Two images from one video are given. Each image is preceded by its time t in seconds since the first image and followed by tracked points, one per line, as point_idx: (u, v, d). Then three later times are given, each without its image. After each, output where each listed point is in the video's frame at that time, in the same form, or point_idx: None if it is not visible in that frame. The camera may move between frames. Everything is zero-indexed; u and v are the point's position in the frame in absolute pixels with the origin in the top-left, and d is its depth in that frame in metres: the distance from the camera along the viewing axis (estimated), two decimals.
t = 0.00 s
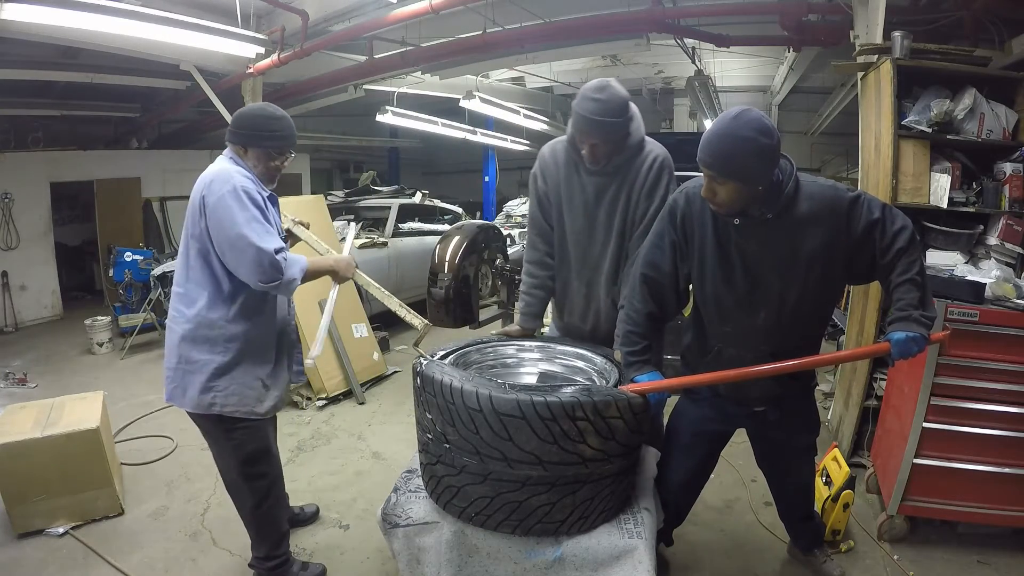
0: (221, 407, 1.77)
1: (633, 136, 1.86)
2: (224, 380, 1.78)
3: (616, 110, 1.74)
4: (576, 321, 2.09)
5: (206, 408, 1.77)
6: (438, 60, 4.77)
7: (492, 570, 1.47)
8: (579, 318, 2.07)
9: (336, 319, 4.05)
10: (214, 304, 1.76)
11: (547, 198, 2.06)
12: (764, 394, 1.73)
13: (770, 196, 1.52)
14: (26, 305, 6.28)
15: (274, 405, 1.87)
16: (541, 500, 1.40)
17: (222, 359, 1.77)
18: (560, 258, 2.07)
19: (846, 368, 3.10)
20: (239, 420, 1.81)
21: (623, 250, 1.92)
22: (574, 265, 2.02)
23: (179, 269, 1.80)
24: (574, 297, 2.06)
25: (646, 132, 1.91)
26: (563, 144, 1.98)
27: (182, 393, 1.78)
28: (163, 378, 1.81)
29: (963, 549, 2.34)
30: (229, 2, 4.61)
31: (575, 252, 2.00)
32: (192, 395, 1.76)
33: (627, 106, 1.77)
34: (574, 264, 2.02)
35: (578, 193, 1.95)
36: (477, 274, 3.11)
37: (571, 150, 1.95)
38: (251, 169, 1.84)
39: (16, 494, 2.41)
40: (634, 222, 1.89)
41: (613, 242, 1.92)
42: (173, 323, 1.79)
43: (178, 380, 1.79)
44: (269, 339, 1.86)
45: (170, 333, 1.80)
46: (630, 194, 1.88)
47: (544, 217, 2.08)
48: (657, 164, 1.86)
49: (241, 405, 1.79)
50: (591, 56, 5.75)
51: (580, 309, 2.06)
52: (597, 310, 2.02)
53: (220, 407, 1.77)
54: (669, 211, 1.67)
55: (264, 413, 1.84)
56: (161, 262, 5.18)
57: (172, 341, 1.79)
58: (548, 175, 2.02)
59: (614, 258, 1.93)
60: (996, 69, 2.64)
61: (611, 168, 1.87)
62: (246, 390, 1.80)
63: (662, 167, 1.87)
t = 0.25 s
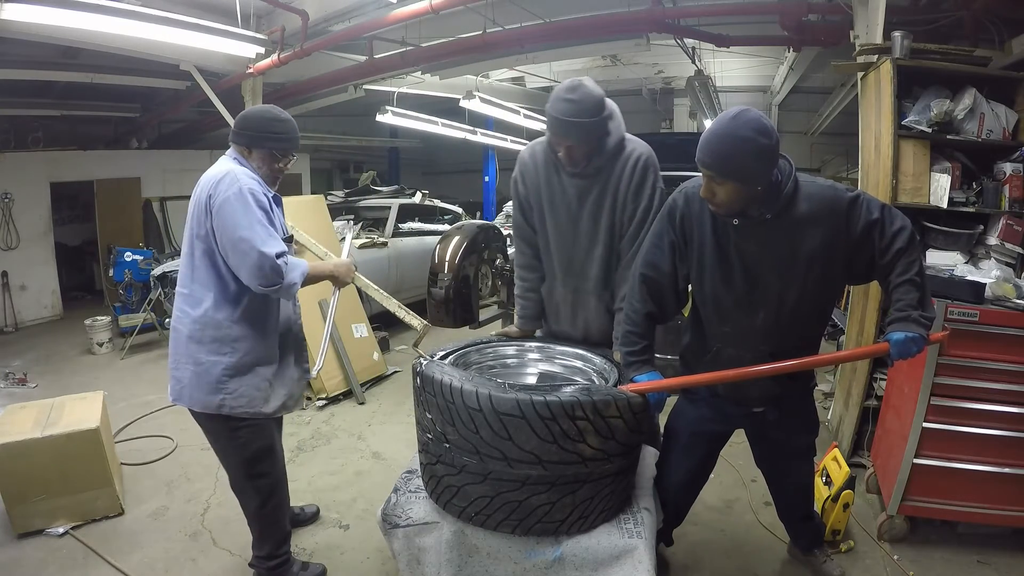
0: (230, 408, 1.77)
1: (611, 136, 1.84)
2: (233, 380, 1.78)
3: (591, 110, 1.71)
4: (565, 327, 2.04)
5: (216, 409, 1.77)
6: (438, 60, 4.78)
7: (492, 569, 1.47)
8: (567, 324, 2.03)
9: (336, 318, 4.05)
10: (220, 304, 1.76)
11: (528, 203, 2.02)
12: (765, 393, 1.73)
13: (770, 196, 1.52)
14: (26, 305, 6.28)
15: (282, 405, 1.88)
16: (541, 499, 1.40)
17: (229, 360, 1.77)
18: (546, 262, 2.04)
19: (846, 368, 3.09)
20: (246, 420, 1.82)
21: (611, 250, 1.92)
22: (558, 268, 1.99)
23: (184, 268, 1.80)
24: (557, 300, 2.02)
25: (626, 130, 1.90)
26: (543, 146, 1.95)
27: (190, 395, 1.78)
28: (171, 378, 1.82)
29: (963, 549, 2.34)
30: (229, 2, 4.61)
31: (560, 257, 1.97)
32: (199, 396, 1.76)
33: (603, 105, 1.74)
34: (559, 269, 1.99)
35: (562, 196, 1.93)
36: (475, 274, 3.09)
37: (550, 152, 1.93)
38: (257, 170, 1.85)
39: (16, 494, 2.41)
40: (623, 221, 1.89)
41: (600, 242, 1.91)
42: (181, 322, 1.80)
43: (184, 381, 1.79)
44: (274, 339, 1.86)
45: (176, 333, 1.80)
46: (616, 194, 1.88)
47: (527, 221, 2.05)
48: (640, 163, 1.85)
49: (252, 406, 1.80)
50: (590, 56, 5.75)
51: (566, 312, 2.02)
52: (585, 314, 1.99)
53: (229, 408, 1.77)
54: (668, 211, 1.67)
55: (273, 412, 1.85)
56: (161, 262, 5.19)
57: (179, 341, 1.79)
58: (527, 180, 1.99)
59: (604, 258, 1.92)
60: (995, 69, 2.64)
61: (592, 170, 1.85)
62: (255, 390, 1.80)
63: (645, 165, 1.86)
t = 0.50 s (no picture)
0: (239, 407, 1.78)
1: (592, 137, 1.78)
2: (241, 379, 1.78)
3: (564, 114, 1.65)
4: (563, 330, 2.04)
5: (225, 407, 1.78)
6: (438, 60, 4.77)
7: (492, 569, 1.47)
8: (562, 327, 2.03)
9: (336, 318, 4.06)
10: (225, 305, 1.76)
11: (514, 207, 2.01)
12: (766, 392, 1.73)
13: (769, 196, 1.51)
14: (26, 305, 6.28)
15: (290, 403, 1.89)
16: (540, 499, 1.40)
17: (236, 359, 1.77)
18: (535, 265, 2.03)
19: (846, 368, 3.09)
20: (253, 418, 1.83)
21: (601, 254, 1.89)
22: (546, 273, 1.97)
23: (187, 268, 1.80)
24: (550, 302, 2.01)
25: (606, 130, 1.84)
26: (522, 151, 1.91)
27: (199, 393, 1.78)
28: (178, 376, 1.82)
29: (963, 549, 2.34)
30: (230, 2, 4.61)
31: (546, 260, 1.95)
32: (207, 395, 1.77)
33: (577, 107, 1.68)
34: (548, 274, 1.97)
35: (545, 199, 1.90)
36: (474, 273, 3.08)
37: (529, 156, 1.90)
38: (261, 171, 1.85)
39: (16, 494, 2.41)
40: (611, 220, 1.86)
41: (586, 246, 1.88)
42: (185, 321, 1.79)
43: (193, 379, 1.79)
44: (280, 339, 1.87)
45: (183, 332, 1.80)
46: (601, 194, 1.83)
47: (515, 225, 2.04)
48: (623, 164, 1.81)
49: (261, 404, 1.81)
50: (591, 56, 5.75)
51: (559, 314, 2.01)
52: (579, 315, 1.98)
53: (237, 407, 1.78)
54: (667, 211, 1.67)
55: (281, 410, 1.87)
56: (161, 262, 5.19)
57: (186, 340, 1.79)
58: (510, 185, 1.96)
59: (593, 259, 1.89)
60: (995, 69, 2.64)
61: (574, 173, 1.80)
62: (262, 390, 1.81)
63: (630, 166, 1.82)
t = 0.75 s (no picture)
0: (239, 406, 1.78)
1: (586, 140, 1.78)
2: (242, 379, 1.78)
3: (555, 118, 1.64)
4: (562, 331, 2.04)
5: (225, 407, 1.78)
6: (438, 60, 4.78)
7: (492, 569, 1.47)
8: (562, 328, 2.03)
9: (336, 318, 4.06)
10: (226, 307, 1.75)
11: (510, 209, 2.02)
12: (767, 392, 1.74)
13: (769, 196, 1.51)
14: (25, 305, 6.28)
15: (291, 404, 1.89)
16: (541, 499, 1.40)
17: (238, 361, 1.77)
18: (533, 267, 2.03)
19: (846, 368, 3.09)
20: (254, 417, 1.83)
21: (600, 255, 1.89)
22: (545, 275, 1.97)
23: (189, 271, 1.80)
24: (549, 303, 2.02)
25: (601, 133, 1.83)
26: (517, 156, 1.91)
27: (201, 391, 1.79)
28: (183, 375, 1.83)
29: (963, 549, 2.34)
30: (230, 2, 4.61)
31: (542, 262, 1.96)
32: (209, 394, 1.78)
33: (569, 113, 1.67)
34: (546, 277, 1.97)
35: (542, 202, 1.90)
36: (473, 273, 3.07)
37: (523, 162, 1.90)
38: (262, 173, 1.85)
39: (16, 494, 2.41)
40: (607, 221, 1.86)
41: (585, 248, 1.88)
42: (187, 322, 1.80)
43: (196, 378, 1.80)
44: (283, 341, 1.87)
45: (186, 332, 1.81)
46: (598, 197, 1.83)
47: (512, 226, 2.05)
48: (622, 166, 1.81)
49: (261, 404, 1.81)
50: (591, 56, 5.75)
51: (558, 315, 2.01)
52: (579, 316, 1.98)
53: (237, 406, 1.78)
54: (667, 210, 1.67)
55: (282, 411, 1.87)
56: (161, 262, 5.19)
57: (188, 339, 1.80)
58: (505, 187, 1.97)
59: (590, 260, 1.88)
60: (995, 69, 2.64)
61: (568, 177, 1.80)
62: (263, 390, 1.81)
63: (629, 168, 1.81)
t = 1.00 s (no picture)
0: (245, 407, 1.78)
1: (593, 140, 1.79)
2: (246, 379, 1.78)
3: (562, 118, 1.64)
4: (563, 331, 2.05)
5: (231, 407, 1.78)
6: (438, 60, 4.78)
7: (492, 569, 1.47)
8: (563, 328, 2.04)
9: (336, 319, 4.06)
10: (229, 309, 1.75)
11: (513, 208, 2.02)
12: (767, 392, 1.74)
13: (769, 196, 1.51)
14: (25, 305, 6.28)
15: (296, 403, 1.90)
16: (541, 499, 1.40)
17: (242, 362, 1.77)
18: (535, 266, 2.03)
19: (846, 368, 3.10)
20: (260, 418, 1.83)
21: (602, 254, 1.89)
22: (548, 274, 1.97)
23: (191, 272, 1.80)
24: (550, 302, 2.02)
25: (608, 132, 1.84)
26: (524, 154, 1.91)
27: (207, 392, 1.79)
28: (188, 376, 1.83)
29: (963, 549, 2.34)
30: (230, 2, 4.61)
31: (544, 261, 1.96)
32: (214, 395, 1.78)
33: (578, 111, 1.67)
34: (549, 277, 1.97)
35: (547, 201, 1.90)
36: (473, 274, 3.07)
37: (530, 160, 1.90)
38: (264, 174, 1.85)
39: (16, 494, 2.41)
40: (609, 220, 1.86)
41: (588, 246, 1.88)
42: (192, 323, 1.79)
43: (201, 379, 1.80)
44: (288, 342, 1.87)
45: (189, 334, 1.81)
46: (603, 196, 1.83)
47: (514, 224, 2.05)
48: (627, 165, 1.81)
49: (267, 404, 1.81)
50: (591, 56, 5.75)
51: (560, 314, 2.01)
52: (579, 316, 1.98)
53: (243, 407, 1.78)
54: (668, 210, 1.67)
55: (286, 410, 1.87)
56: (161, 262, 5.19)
57: (192, 341, 1.79)
58: (510, 186, 1.96)
59: (592, 259, 1.89)
60: (995, 69, 2.64)
61: (573, 176, 1.80)
62: (267, 390, 1.82)
63: (634, 168, 1.82)
